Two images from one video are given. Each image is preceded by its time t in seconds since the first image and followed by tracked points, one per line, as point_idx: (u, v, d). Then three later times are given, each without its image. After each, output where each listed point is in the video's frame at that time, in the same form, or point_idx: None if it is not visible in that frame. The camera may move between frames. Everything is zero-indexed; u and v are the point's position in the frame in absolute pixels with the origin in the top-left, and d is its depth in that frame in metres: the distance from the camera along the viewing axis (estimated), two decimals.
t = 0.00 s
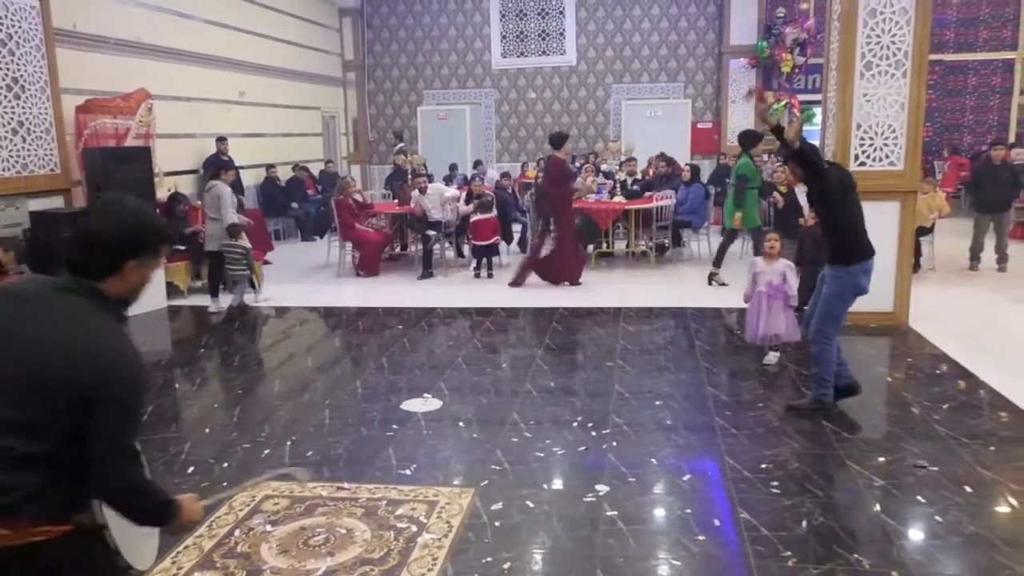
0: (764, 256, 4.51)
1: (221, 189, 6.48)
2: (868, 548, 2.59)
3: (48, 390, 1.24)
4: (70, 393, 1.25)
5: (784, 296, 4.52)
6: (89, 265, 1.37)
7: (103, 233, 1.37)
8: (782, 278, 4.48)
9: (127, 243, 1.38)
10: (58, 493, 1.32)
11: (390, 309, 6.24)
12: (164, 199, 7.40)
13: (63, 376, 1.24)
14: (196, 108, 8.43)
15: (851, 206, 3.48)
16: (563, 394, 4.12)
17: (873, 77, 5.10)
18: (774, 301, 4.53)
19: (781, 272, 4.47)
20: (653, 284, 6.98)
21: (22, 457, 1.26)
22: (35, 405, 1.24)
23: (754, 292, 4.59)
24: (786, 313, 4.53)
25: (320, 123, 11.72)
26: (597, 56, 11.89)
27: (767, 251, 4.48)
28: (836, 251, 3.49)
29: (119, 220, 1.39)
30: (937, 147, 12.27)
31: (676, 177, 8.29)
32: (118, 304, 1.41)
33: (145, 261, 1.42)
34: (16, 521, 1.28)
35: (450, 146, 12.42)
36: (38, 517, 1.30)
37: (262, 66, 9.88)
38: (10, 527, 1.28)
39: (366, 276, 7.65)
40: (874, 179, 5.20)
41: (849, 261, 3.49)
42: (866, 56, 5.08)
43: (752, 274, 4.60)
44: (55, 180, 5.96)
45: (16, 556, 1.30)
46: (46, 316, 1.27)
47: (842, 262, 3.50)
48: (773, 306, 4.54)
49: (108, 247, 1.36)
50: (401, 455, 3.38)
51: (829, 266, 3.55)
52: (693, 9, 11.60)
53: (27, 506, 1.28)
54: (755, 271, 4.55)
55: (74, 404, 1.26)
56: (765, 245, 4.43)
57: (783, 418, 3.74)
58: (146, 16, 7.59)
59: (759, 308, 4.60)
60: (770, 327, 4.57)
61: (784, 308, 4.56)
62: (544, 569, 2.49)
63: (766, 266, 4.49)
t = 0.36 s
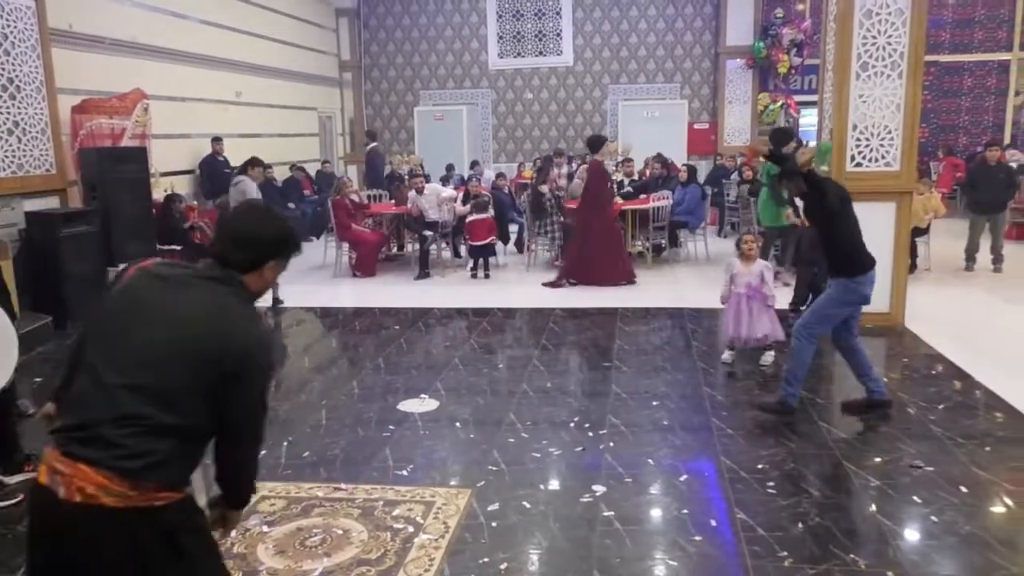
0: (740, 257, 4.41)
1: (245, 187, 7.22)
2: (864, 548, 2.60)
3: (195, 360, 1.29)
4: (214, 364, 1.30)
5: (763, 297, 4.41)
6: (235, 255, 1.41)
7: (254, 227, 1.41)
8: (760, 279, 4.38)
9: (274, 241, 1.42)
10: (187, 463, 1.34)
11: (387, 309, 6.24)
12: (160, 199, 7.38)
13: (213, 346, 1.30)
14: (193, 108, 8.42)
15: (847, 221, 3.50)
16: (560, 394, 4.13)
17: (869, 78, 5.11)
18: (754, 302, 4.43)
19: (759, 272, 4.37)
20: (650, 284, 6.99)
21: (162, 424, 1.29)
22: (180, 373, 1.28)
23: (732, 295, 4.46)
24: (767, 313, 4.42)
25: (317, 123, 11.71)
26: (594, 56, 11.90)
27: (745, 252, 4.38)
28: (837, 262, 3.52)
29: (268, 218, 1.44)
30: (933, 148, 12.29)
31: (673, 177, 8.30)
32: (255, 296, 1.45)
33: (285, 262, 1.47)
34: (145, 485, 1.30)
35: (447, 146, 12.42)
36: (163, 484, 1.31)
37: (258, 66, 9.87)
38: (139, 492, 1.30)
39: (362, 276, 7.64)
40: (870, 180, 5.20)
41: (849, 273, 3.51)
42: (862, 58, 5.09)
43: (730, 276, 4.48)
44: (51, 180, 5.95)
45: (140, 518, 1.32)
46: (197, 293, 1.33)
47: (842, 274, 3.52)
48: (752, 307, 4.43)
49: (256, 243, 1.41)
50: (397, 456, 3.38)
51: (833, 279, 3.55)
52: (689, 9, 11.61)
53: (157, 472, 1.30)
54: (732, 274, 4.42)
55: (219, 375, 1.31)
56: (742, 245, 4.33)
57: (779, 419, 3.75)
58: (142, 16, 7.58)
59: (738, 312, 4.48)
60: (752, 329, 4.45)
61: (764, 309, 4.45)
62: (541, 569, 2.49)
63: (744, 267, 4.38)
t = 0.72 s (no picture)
0: (727, 258, 4.41)
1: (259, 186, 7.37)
2: (862, 548, 2.60)
3: (256, 344, 1.42)
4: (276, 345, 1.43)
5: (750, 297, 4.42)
6: (289, 241, 1.51)
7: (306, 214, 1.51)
8: (749, 279, 4.39)
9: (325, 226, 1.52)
10: (248, 434, 1.48)
11: (385, 309, 6.25)
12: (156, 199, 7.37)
13: (274, 329, 1.42)
14: (189, 108, 8.40)
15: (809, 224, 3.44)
16: (557, 394, 4.13)
17: (866, 79, 5.12)
18: (742, 303, 4.44)
19: (747, 272, 4.37)
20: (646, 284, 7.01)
21: (226, 400, 1.43)
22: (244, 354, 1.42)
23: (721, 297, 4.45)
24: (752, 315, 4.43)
25: (314, 123, 11.71)
26: (591, 57, 11.90)
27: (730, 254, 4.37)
28: (795, 266, 3.49)
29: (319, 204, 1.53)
30: (929, 149, 12.29)
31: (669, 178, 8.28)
32: (309, 278, 1.56)
33: (334, 244, 1.57)
34: (207, 457, 1.44)
35: (444, 146, 12.42)
36: (225, 454, 1.46)
37: (255, 67, 9.85)
38: (201, 464, 1.45)
39: (359, 276, 7.64)
40: (867, 180, 5.21)
41: (807, 277, 3.49)
42: (859, 58, 5.10)
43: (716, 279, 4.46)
44: (47, 181, 5.94)
45: (199, 487, 1.46)
46: (257, 281, 1.45)
47: (800, 278, 3.50)
48: (737, 307, 4.44)
49: (308, 227, 1.51)
50: (395, 456, 3.38)
51: (788, 281, 3.54)
52: (686, 10, 11.62)
53: (221, 444, 1.44)
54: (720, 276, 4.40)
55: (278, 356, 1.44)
56: (727, 247, 4.35)
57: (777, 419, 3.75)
58: (138, 16, 7.57)
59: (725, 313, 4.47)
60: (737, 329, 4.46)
61: (749, 309, 4.47)
62: (538, 570, 2.49)
63: (732, 269, 4.37)
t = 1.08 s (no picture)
0: (720, 261, 4.41)
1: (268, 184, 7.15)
2: (859, 549, 2.60)
3: (299, 325, 1.57)
4: (315, 326, 1.57)
5: (744, 298, 4.46)
6: (334, 236, 1.66)
7: (347, 210, 1.65)
8: (742, 280, 4.43)
9: (366, 221, 1.66)
10: (296, 413, 1.61)
11: (382, 309, 6.24)
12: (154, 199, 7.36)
13: (313, 311, 1.57)
14: (186, 108, 8.39)
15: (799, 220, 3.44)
16: (555, 395, 4.13)
17: (863, 79, 5.12)
18: (735, 305, 4.51)
19: (741, 274, 4.41)
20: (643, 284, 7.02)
21: (275, 378, 1.57)
22: (287, 334, 1.57)
23: (714, 299, 4.48)
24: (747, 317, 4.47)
25: (312, 124, 11.71)
26: (589, 57, 11.90)
27: (725, 257, 4.37)
28: (783, 259, 3.50)
29: (364, 204, 1.68)
30: (926, 149, 12.30)
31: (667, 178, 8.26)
32: (354, 273, 1.69)
33: (377, 239, 1.70)
34: (255, 430, 1.58)
35: (442, 147, 12.42)
36: (273, 429, 1.59)
37: (252, 67, 9.84)
38: (251, 436, 1.58)
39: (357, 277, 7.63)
40: (864, 180, 5.22)
41: (792, 269, 3.50)
42: (856, 59, 5.10)
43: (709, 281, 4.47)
44: (43, 181, 5.93)
45: (248, 459, 1.59)
46: (303, 270, 1.61)
47: (786, 269, 3.51)
48: (729, 310, 4.51)
49: (352, 222, 1.65)
50: (392, 457, 3.38)
51: (776, 273, 3.55)
52: (684, 10, 11.62)
53: (267, 418, 1.58)
54: (715, 278, 4.42)
55: (317, 337, 1.58)
56: (720, 252, 4.34)
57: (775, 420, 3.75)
58: (135, 16, 7.56)
59: (718, 315, 4.53)
60: (732, 331, 4.50)
61: (742, 310, 4.51)
62: (536, 570, 2.49)
63: (727, 271, 4.39)
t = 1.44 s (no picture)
0: (700, 262, 4.40)
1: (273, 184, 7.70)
2: (857, 550, 2.60)
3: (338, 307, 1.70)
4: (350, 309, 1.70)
5: (725, 299, 4.41)
6: (381, 233, 1.79)
7: (396, 210, 1.78)
8: (722, 281, 4.39)
9: (410, 223, 1.78)
10: (321, 389, 1.72)
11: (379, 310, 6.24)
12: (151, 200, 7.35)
13: (346, 295, 1.70)
14: (184, 108, 8.38)
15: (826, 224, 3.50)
16: (553, 395, 4.13)
17: (860, 81, 5.13)
18: (714, 307, 4.41)
19: (721, 275, 4.38)
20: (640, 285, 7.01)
21: (307, 354, 1.70)
22: (322, 314, 1.70)
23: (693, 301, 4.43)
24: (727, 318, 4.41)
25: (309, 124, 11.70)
26: (586, 58, 11.90)
27: (704, 256, 4.38)
28: (807, 262, 3.52)
29: (413, 209, 1.81)
30: (923, 150, 12.32)
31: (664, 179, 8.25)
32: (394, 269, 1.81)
33: (419, 243, 1.82)
34: (278, 399, 1.70)
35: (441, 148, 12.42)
36: (297, 401, 1.70)
37: (249, 68, 9.83)
38: (275, 405, 1.70)
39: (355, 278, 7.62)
40: (862, 182, 5.23)
41: (816, 275, 3.52)
42: (853, 60, 5.11)
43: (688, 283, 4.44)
44: (40, 182, 5.93)
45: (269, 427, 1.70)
46: (346, 259, 1.75)
47: (810, 274, 3.53)
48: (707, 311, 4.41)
49: (398, 223, 1.78)
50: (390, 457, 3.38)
51: (797, 277, 3.57)
52: (681, 11, 11.63)
53: (293, 389, 1.70)
54: (695, 279, 4.40)
55: (347, 320, 1.70)
56: (700, 251, 4.36)
57: (773, 421, 3.75)
58: (132, 16, 7.55)
59: (700, 318, 4.45)
60: (713, 333, 4.43)
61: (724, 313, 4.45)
62: (534, 570, 2.49)
63: (707, 271, 4.37)
